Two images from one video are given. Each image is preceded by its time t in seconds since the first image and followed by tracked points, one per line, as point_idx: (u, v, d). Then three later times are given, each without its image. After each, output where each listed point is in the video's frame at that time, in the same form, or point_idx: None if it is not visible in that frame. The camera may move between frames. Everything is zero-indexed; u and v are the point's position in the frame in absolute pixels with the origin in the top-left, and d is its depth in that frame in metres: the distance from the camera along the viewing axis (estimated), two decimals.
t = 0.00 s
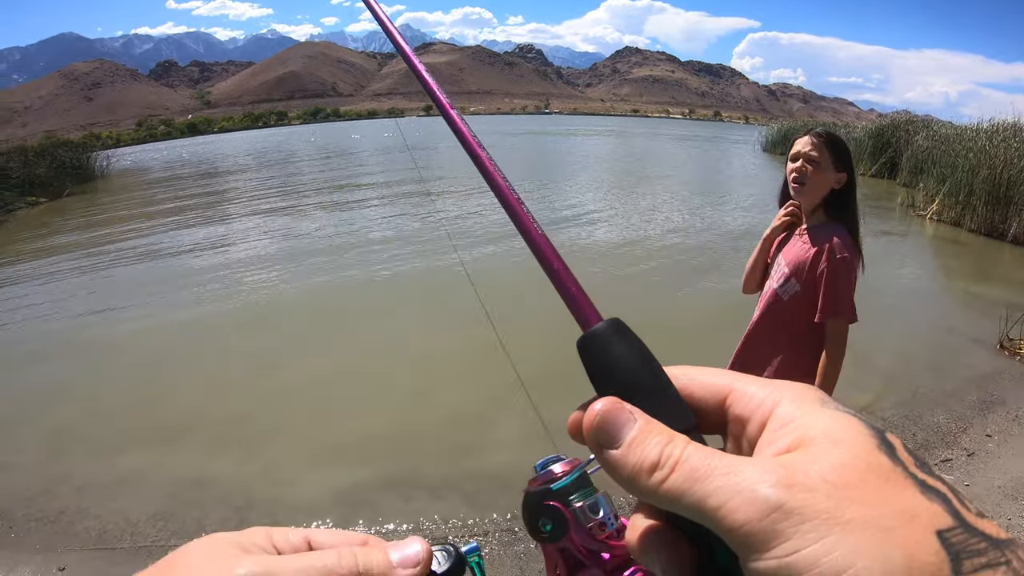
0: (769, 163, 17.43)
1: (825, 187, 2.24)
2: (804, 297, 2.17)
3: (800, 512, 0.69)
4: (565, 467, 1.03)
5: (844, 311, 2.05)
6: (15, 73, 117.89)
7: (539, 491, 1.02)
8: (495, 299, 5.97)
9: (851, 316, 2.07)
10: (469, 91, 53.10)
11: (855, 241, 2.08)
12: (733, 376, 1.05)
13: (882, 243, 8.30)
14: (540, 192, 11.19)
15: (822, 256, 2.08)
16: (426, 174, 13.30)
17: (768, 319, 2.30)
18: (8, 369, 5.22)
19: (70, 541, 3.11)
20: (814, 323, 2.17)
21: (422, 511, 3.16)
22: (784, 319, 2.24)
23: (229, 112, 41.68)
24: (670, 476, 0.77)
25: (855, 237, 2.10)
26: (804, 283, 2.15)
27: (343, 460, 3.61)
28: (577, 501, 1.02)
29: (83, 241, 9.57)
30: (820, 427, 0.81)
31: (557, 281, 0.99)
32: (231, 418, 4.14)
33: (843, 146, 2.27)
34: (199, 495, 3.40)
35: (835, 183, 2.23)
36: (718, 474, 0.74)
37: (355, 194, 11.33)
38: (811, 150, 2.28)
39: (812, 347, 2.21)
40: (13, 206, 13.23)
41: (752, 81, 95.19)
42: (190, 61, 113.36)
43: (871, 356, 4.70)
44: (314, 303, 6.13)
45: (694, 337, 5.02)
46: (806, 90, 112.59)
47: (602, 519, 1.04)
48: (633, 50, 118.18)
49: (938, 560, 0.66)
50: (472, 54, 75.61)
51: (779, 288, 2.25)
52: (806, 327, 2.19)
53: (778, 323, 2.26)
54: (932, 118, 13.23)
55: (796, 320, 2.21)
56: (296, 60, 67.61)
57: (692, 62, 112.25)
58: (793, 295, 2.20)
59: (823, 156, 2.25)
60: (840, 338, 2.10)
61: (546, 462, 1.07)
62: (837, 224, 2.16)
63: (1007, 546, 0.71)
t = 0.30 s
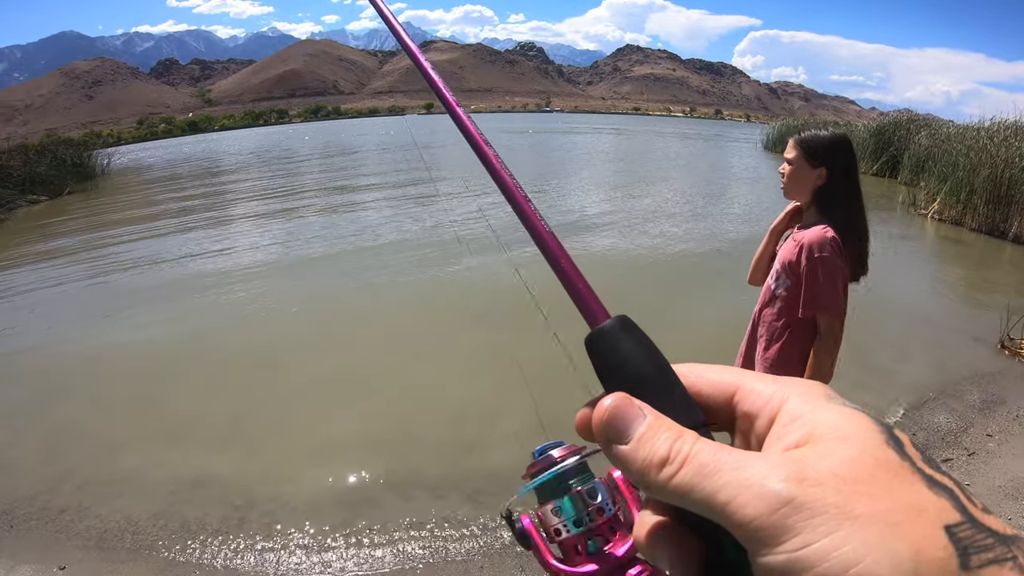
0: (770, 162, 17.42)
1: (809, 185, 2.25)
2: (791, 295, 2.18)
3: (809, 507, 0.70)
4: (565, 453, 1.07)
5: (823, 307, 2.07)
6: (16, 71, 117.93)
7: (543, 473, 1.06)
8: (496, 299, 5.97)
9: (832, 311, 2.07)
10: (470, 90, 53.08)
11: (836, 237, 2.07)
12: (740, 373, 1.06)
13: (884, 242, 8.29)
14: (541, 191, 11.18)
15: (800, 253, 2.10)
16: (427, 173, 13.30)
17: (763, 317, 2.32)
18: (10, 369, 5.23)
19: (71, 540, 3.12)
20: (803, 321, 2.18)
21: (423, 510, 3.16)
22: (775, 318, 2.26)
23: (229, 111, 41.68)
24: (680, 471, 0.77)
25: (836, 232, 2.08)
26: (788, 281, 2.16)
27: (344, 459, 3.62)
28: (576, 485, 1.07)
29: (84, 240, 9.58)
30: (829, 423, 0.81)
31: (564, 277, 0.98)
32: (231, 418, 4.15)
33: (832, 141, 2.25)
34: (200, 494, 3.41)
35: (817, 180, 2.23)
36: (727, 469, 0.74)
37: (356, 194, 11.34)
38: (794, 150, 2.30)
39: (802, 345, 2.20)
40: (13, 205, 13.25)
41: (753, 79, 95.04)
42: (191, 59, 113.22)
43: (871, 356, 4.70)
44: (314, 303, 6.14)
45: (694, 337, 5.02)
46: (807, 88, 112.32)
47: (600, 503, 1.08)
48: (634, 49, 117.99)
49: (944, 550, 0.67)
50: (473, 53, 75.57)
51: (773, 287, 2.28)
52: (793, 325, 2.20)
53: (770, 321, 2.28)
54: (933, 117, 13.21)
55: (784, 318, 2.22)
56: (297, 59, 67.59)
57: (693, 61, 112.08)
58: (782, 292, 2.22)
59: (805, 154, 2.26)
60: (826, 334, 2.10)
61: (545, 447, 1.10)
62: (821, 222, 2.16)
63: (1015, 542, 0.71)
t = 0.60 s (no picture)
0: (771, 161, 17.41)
1: (807, 183, 2.24)
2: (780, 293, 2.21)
3: (797, 554, 0.67)
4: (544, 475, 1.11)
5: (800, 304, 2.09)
6: (18, 71, 118.07)
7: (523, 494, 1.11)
8: (496, 299, 5.96)
9: (808, 311, 2.08)
10: (471, 90, 53.10)
11: (823, 236, 2.06)
12: (727, 405, 1.03)
13: (885, 242, 8.27)
14: (541, 191, 11.16)
15: (789, 248, 2.13)
16: (427, 172, 13.29)
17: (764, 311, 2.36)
18: (11, 368, 5.22)
19: (70, 540, 3.10)
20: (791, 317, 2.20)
21: (422, 511, 3.14)
22: (772, 312, 2.29)
23: (230, 110, 41.70)
24: (663, 513, 0.75)
25: (825, 231, 2.07)
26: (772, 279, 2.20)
27: (343, 459, 3.61)
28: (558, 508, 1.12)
29: (85, 239, 9.58)
30: (817, 460, 0.79)
31: (546, 306, 0.97)
32: (230, 418, 4.14)
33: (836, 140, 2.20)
34: (199, 495, 3.40)
35: (814, 178, 2.21)
36: (712, 513, 0.72)
37: (356, 193, 11.34)
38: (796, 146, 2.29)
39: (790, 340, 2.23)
40: (15, 204, 13.25)
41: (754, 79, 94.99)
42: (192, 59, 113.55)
43: (872, 356, 4.67)
44: (315, 302, 6.13)
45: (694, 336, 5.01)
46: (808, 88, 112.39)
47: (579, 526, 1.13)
48: (635, 49, 117.97)
49: None
50: (474, 53, 75.63)
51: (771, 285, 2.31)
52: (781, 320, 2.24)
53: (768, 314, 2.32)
54: (935, 117, 13.20)
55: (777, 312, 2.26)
56: (298, 59, 67.64)
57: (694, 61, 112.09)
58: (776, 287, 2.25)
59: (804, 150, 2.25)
60: (802, 333, 2.10)
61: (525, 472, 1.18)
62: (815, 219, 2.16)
63: None
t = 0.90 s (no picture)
0: (771, 161, 17.43)
1: (809, 183, 2.25)
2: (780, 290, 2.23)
3: (805, 511, 0.70)
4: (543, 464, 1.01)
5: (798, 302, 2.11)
6: (17, 70, 117.98)
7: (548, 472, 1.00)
8: (497, 297, 5.97)
9: (805, 310, 2.09)
10: (472, 89, 53.07)
11: (823, 235, 2.08)
12: (734, 380, 1.05)
13: (885, 242, 8.28)
14: (541, 191, 11.16)
15: (789, 245, 2.15)
16: (427, 172, 13.29)
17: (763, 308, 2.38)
18: (11, 368, 5.23)
19: (72, 538, 3.12)
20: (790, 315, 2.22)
21: (424, 509, 3.16)
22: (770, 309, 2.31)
23: (230, 109, 41.66)
24: (672, 475, 0.78)
25: (825, 230, 2.09)
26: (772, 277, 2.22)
27: (345, 457, 3.62)
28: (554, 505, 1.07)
29: (85, 239, 9.58)
30: (823, 429, 0.82)
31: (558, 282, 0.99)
32: (232, 416, 4.16)
33: (838, 141, 2.22)
34: (200, 492, 3.41)
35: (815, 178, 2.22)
36: (720, 474, 0.75)
37: (357, 193, 11.36)
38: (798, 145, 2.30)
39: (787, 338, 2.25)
40: (17, 203, 13.30)
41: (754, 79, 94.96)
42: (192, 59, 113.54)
43: (872, 356, 4.69)
44: (316, 301, 6.15)
45: (694, 335, 5.02)
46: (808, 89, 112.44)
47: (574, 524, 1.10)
48: (635, 48, 117.93)
49: (944, 557, 0.66)
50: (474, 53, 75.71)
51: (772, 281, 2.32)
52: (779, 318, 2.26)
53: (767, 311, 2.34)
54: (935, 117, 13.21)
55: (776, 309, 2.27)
56: (298, 57, 67.51)
57: (694, 60, 111.98)
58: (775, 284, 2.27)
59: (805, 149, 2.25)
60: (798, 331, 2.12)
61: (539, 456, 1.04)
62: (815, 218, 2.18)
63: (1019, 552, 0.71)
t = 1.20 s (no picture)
0: (769, 160, 17.69)
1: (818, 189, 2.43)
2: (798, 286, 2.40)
3: (801, 492, 0.81)
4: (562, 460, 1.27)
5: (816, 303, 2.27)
6: (15, 69, 117.89)
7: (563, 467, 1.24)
8: (510, 296, 6.16)
9: (822, 309, 2.27)
10: (471, 87, 53.32)
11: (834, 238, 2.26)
12: (735, 365, 1.32)
13: (884, 243, 8.50)
14: (547, 190, 11.34)
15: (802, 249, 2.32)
16: (432, 171, 13.47)
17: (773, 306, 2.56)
18: (43, 368, 5.41)
19: (123, 536, 3.29)
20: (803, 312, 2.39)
21: (454, 507, 3.34)
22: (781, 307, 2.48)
23: (229, 107, 41.80)
24: (671, 456, 0.93)
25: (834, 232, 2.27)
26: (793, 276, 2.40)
27: (376, 457, 3.81)
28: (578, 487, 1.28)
29: (99, 240, 9.76)
30: (822, 414, 0.96)
31: (573, 286, 1.27)
32: (263, 416, 4.33)
33: (840, 149, 2.43)
34: (240, 492, 3.59)
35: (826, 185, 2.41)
36: (719, 455, 0.88)
37: (364, 193, 11.54)
38: (803, 154, 2.49)
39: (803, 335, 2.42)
40: (11, 202, 13.47)
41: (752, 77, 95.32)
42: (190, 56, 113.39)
43: (875, 357, 4.89)
44: (334, 301, 6.33)
45: (702, 336, 5.21)
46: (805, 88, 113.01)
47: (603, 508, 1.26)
48: (634, 47, 118.29)
49: (938, 535, 0.76)
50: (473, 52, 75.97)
51: (783, 279, 2.49)
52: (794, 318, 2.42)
53: (776, 310, 2.52)
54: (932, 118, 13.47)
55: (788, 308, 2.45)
56: (297, 55, 67.57)
57: (693, 59, 112.37)
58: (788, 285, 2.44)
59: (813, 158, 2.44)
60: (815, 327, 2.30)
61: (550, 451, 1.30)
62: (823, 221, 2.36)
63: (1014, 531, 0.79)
